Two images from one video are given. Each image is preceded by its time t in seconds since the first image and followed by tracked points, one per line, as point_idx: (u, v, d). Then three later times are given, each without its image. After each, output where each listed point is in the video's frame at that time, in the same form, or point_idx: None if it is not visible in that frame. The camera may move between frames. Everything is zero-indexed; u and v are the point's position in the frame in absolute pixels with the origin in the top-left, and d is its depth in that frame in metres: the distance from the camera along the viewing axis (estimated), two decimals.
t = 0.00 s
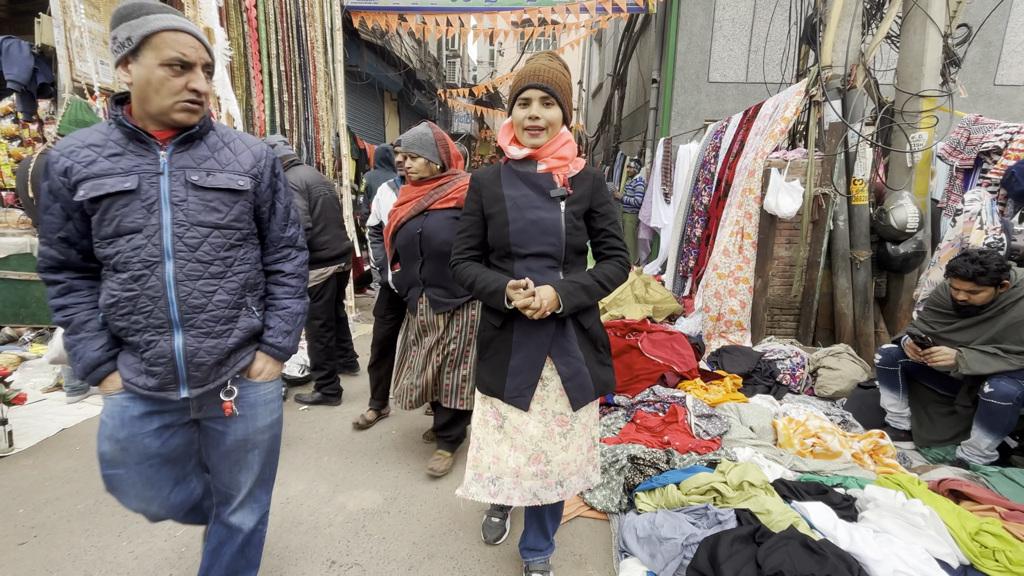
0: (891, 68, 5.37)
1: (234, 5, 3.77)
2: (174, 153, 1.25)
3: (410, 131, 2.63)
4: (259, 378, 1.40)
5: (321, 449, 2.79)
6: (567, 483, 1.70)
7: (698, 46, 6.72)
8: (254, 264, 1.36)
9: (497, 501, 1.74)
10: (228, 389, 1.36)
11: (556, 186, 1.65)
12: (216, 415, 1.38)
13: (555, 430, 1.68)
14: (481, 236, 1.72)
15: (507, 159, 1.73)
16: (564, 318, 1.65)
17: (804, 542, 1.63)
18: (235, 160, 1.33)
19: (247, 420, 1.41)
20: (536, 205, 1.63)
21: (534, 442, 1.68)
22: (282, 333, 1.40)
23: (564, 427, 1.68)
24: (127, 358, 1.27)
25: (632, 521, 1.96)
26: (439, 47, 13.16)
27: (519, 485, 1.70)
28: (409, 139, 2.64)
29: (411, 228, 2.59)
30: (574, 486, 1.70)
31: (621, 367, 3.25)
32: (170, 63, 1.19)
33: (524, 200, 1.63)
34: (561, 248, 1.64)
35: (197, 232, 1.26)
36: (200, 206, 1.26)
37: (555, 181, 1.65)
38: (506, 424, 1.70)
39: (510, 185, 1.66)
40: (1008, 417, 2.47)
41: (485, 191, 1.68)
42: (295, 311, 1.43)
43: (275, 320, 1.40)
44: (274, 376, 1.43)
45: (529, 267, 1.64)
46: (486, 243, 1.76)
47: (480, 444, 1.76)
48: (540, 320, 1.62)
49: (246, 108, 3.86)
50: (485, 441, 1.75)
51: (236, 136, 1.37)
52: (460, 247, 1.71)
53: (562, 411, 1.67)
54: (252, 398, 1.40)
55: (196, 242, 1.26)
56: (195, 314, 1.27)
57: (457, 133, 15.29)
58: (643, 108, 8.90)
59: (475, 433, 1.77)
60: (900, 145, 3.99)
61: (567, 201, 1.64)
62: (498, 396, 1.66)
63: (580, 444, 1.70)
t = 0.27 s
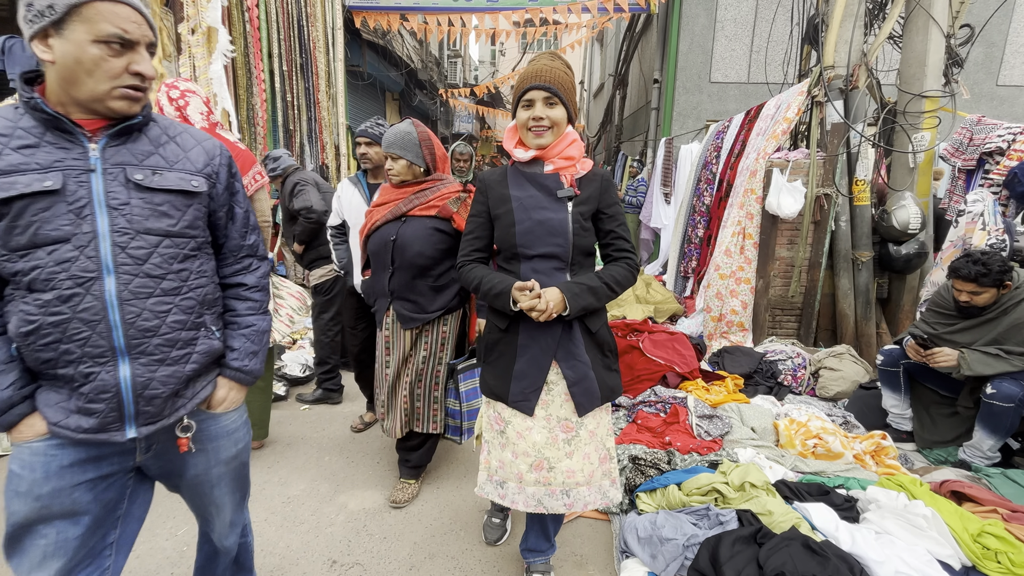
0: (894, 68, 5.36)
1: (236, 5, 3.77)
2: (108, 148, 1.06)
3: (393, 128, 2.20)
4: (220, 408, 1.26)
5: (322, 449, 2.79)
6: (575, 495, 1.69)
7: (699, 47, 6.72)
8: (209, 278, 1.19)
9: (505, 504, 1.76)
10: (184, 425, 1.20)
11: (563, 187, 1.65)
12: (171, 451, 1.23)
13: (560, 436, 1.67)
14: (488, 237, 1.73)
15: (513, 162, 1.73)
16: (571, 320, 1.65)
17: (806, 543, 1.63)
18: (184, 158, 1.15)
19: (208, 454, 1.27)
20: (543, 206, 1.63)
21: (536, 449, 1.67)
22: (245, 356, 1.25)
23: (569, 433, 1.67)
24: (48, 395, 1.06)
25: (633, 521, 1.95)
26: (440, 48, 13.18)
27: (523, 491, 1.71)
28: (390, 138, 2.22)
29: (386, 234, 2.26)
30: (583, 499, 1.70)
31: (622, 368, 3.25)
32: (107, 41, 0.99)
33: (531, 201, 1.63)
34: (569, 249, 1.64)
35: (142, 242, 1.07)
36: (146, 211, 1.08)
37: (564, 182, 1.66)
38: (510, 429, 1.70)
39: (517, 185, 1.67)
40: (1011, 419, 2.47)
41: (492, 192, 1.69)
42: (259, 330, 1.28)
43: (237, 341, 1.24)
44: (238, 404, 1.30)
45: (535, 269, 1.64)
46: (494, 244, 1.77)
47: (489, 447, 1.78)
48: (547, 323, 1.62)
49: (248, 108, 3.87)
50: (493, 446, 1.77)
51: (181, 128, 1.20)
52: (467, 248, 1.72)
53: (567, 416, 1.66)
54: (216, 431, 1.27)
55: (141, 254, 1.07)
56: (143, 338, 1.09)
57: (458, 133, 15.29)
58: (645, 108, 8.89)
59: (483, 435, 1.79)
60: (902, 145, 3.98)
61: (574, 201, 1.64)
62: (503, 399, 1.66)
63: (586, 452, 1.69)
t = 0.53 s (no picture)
0: (895, 68, 5.35)
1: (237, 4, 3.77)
2: None
3: (367, 112, 1.97)
4: (120, 455, 1.03)
5: (324, 447, 2.80)
6: (578, 495, 1.69)
7: (700, 46, 6.71)
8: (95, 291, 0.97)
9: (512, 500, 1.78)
10: (67, 484, 0.98)
11: (567, 187, 1.64)
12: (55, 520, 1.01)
13: (563, 438, 1.67)
14: (489, 237, 1.72)
15: (517, 159, 1.73)
16: (575, 322, 1.64)
17: (807, 543, 1.62)
18: (54, 144, 0.94)
19: (112, 516, 1.05)
20: (546, 206, 1.62)
21: (541, 450, 1.69)
22: (148, 385, 1.04)
23: (572, 434, 1.67)
24: None
25: (634, 521, 1.95)
26: (440, 47, 13.18)
27: (530, 488, 1.73)
28: (364, 122, 1.98)
29: (358, 228, 2.06)
30: (587, 498, 1.69)
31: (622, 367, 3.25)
32: None
33: (534, 202, 1.63)
34: (573, 249, 1.63)
35: None
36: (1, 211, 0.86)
37: (567, 181, 1.65)
38: (513, 430, 1.71)
39: (520, 185, 1.66)
40: (1013, 419, 2.47)
41: (495, 191, 1.68)
42: (168, 353, 1.07)
43: (137, 368, 1.03)
44: (146, 446, 1.08)
45: (538, 269, 1.64)
46: (495, 243, 1.76)
47: (494, 447, 1.80)
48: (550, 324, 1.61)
49: (249, 107, 3.86)
50: (498, 444, 1.78)
51: (46, 110, 0.98)
52: (468, 249, 1.72)
53: (571, 418, 1.66)
54: (116, 484, 1.04)
55: None
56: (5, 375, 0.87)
57: (459, 133, 15.30)
58: (646, 108, 8.89)
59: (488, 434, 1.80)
60: (903, 145, 3.97)
61: (579, 201, 1.64)
62: (506, 400, 1.67)
63: (590, 452, 1.69)
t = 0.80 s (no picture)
0: (895, 67, 5.35)
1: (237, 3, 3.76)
2: None
3: (315, 109, 1.69)
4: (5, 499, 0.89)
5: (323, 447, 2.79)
6: (579, 485, 1.70)
7: (700, 46, 6.71)
8: None
9: (510, 496, 1.76)
10: None
11: (566, 187, 1.64)
12: None
13: (564, 430, 1.69)
14: (489, 236, 1.72)
15: (516, 158, 1.73)
16: (575, 321, 1.64)
17: (806, 543, 1.62)
18: None
19: None
20: (545, 206, 1.62)
21: (543, 442, 1.70)
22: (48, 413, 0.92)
23: (573, 428, 1.68)
24: None
25: (634, 521, 1.95)
26: (440, 47, 13.18)
27: (530, 481, 1.72)
28: (311, 118, 1.70)
29: (308, 236, 1.77)
30: (588, 489, 1.70)
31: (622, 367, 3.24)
32: None
33: (533, 201, 1.62)
34: (572, 249, 1.63)
35: None
36: None
37: (566, 181, 1.65)
38: (514, 428, 1.70)
39: (519, 185, 1.66)
40: (1013, 419, 2.46)
41: (494, 191, 1.68)
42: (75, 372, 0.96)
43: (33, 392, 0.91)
44: (38, 489, 0.93)
45: (538, 269, 1.64)
46: (494, 244, 1.76)
47: (489, 446, 1.76)
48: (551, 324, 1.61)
49: (248, 107, 3.86)
50: (494, 443, 1.74)
51: None
52: (467, 248, 1.71)
53: (572, 413, 1.67)
54: None
55: None
56: None
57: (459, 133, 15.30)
58: (645, 108, 8.88)
59: (484, 434, 1.77)
60: (903, 144, 3.97)
61: (577, 201, 1.63)
62: (506, 399, 1.65)
63: (592, 446, 1.69)
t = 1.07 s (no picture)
0: (892, 67, 5.37)
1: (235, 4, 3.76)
2: None
3: (243, 85, 1.50)
4: None
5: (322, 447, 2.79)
6: (576, 474, 1.72)
7: (698, 46, 6.72)
8: None
9: (509, 492, 1.74)
10: None
11: (560, 186, 1.64)
12: None
13: (560, 422, 1.71)
14: (483, 237, 1.73)
15: (509, 157, 1.72)
16: (572, 321, 1.65)
17: (805, 541, 1.63)
18: None
19: None
20: (540, 206, 1.62)
21: (540, 434, 1.71)
22: None
23: (569, 420, 1.71)
24: None
25: (632, 521, 1.96)
26: (438, 47, 13.16)
27: (528, 475, 1.72)
28: (238, 98, 1.50)
29: (240, 231, 1.55)
30: (585, 477, 1.72)
31: (621, 366, 3.24)
32: None
33: (528, 201, 1.63)
34: (567, 248, 1.64)
35: None
36: None
37: (559, 181, 1.65)
38: (512, 424, 1.70)
39: (513, 185, 1.66)
40: (1010, 417, 2.46)
41: (487, 191, 1.67)
42: None
43: None
44: None
45: (533, 269, 1.64)
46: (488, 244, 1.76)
47: (485, 443, 1.73)
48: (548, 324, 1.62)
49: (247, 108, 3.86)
50: (492, 440, 1.73)
51: None
52: (462, 249, 1.72)
53: (567, 405, 1.69)
54: None
55: None
56: None
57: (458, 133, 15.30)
58: (644, 108, 8.88)
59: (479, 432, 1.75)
60: (901, 144, 3.98)
61: (571, 201, 1.64)
62: (505, 397, 1.65)
63: (587, 436, 1.73)
